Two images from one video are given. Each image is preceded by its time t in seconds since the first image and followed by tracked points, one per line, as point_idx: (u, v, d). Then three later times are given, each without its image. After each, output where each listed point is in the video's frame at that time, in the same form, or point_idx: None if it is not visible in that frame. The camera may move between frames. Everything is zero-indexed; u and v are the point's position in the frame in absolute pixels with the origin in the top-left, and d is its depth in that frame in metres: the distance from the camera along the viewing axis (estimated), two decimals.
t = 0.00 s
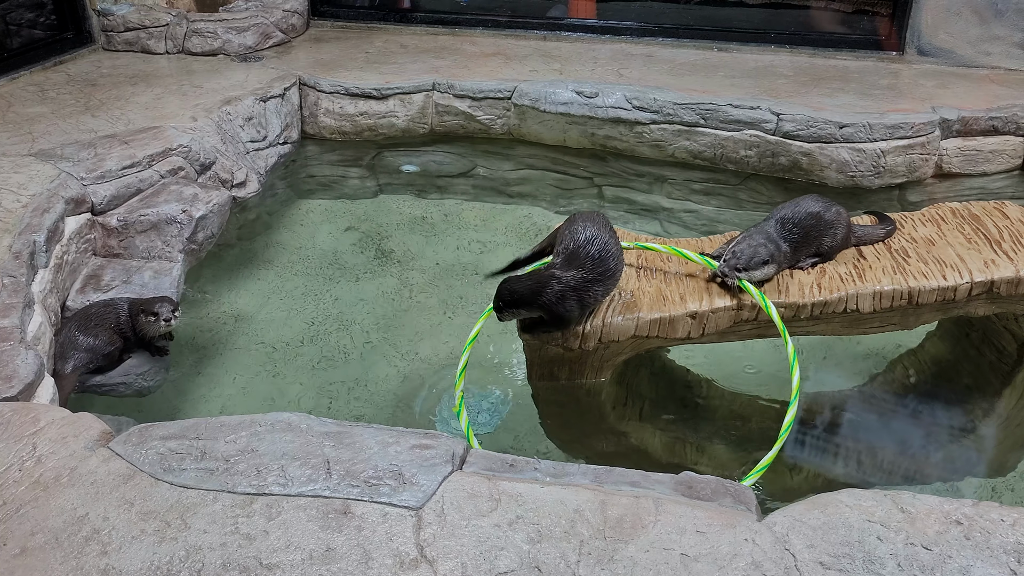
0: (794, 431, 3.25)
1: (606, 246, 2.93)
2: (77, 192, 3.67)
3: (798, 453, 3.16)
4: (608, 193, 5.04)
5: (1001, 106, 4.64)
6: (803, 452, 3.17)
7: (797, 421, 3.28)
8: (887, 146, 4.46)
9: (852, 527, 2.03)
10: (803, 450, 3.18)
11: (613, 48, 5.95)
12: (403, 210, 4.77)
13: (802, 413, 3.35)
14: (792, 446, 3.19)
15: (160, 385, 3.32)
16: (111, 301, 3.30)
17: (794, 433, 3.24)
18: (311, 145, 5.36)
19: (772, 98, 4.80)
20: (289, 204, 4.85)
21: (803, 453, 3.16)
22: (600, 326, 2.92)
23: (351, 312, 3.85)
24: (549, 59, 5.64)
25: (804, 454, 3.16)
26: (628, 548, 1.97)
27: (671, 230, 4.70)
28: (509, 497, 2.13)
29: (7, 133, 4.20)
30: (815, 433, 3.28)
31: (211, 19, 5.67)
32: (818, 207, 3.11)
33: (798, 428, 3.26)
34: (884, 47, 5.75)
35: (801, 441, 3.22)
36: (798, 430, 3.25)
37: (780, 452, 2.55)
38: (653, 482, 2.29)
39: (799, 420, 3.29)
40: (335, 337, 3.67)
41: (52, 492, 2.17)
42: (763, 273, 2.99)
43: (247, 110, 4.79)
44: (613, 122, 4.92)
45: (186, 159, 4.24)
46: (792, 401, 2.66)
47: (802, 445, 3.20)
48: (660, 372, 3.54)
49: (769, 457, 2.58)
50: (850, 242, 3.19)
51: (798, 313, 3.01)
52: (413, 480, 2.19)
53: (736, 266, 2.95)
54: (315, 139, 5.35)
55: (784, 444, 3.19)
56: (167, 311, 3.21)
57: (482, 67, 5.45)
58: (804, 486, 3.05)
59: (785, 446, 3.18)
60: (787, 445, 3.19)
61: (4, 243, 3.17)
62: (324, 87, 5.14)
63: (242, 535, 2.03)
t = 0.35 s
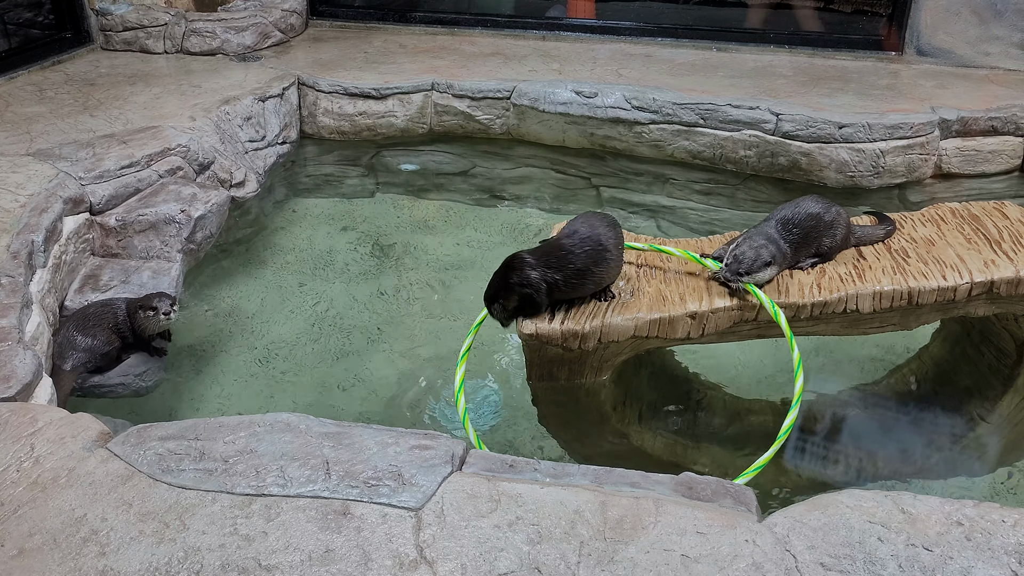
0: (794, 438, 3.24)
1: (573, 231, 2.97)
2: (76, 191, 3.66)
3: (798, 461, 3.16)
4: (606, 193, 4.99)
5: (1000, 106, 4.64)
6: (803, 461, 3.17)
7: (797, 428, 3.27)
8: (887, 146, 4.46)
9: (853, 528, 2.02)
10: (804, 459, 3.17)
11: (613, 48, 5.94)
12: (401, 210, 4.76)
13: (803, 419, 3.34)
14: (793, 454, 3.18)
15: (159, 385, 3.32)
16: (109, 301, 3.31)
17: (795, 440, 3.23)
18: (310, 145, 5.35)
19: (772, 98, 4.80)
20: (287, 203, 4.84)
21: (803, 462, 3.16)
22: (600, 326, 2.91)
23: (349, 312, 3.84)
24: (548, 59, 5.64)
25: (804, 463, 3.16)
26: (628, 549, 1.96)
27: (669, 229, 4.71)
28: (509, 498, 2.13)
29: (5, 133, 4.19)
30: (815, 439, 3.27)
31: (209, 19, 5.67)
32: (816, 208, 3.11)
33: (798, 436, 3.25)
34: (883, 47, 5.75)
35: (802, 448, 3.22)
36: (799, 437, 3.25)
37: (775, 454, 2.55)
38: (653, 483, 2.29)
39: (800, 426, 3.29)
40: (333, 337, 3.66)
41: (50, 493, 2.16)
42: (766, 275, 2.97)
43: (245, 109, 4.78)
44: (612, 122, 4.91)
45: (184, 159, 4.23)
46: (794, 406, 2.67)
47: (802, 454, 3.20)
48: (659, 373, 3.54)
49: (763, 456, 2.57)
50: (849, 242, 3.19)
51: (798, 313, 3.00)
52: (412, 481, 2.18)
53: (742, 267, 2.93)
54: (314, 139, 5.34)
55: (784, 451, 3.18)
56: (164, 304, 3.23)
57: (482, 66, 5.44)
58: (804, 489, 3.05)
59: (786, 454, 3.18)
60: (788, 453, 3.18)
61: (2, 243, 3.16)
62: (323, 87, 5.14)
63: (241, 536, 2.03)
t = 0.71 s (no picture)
0: (791, 444, 3.26)
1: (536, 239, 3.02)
2: (74, 192, 3.65)
3: (796, 466, 3.17)
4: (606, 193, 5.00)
5: (1000, 106, 4.63)
6: (802, 466, 3.17)
7: (794, 434, 3.29)
8: (886, 146, 4.45)
9: (853, 529, 2.02)
10: (803, 465, 3.18)
11: (612, 48, 5.94)
12: (400, 210, 4.76)
13: (801, 423, 3.35)
14: (791, 460, 3.20)
15: (158, 385, 3.31)
16: (107, 301, 3.31)
17: (793, 446, 3.24)
18: (309, 145, 5.35)
19: (771, 99, 4.79)
20: (286, 203, 4.83)
21: (802, 467, 3.17)
22: (599, 327, 2.91)
23: (348, 312, 3.84)
24: (547, 59, 5.63)
25: (804, 468, 3.16)
26: (628, 551, 1.96)
27: (670, 231, 4.66)
28: (509, 499, 2.12)
29: (4, 133, 4.18)
30: (814, 440, 3.28)
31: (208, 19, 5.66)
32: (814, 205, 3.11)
33: (797, 442, 3.26)
34: (883, 47, 5.75)
35: (800, 455, 3.22)
36: (798, 443, 3.25)
37: (763, 451, 2.57)
38: (652, 484, 2.29)
39: (797, 433, 3.29)
40: (332, 337, 3.66)
41: (49, 494, 2.16)
42: (763, 270, 2.95)
43: (244, 110, 4.77)
44: (611, 122, 4.91)
45: (183, 159, 4.23)
46: (782, 404, 2.69)
47: (801, 460, 3.21)
48: (660, 373, 3.52)
49: (749, 455, 2.60)
50: (848, 243, 3.19)
51: (798, 314, 3.00)
52: (412, 482, 2.18)
53: (738, 267, 2.93)
54: (313, 139, 5.34)
55: (783, 457, 3.20)
56: (165, 305, 3.23)
57: (481, 66, 5.44)
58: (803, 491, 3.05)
59: (785, 460, 3.19)
60: (786, 460, 3.20)
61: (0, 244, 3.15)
62: (322, 87, 5.14)
63: (240, 537, 2.02)
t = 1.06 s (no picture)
0: (789, 442, 3.27)
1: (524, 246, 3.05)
2: (74, 190, 3.64)
3: (794, 465, 3.18)
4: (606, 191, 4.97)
5: (999, 105, 4.63)
6: (800, 464, 3.18)
7: (793, 432, 3.30)
8: (886, 145, 4.45)
9: (854, 528, 2.02)
10: (800, 464, 3.19)
11: (611, 47, 5.93)
12: (399, 209, 4.76)
13: (799, 422, 3.36)
14: (788, 459, 3.20)
15: (157, 384, 3.31)
16: (105, 300, 3.32)
17: (791, 445, 3.25)
18: (308, 144, 5.34)
19: (771, 97, 4.79)
20: (285, 201, 4.82)
21: (800, 465, 3.18)
22: (599, 326, 2.91)
23: (348, 310, 3.84)
24: (546, 58, 5.63)
25: (802, 467, 3.17)
26: (628, 549, 1.96)
27: (668, 227, 4.61)
28: (509, 498, 2.12)
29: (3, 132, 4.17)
30: (813, 437, 3.28)
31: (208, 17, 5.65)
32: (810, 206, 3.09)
33: (795, 441, 3.27)
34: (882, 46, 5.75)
35: (798, 454, 3.23)
36: (795, 442, 3.26)
37: (746, 457, 2.58)
38: (652, 482, 2.28)
39: (795, 432, 3.30)
40: (331, 336, 3.65)
41: (48, 493, 2.15)
42: (760, 274, 2.95)
43: (243, 108, 4.77)
44: (611, 120, 4.91)
45: (182, 157, 4.22)
46: (770, 411, 2.69)
47: (799, 459, 3.21)
48: (659, 373, 3.54)
49: (733, 459, 2.61)
50: (848, 242, 3.19)
51: (798, 313, 3.00)
52: (411, 481, 2.17)
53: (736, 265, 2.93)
54: (312, 137, 5.33)
55: (780, 456, 3.20)
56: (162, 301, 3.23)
57: (480, 65, 5.43)
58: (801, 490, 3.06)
59: (782, 458, 3.20)
60: (783, 459, 3.20)
61: None
62: (322, 85, 5.13)
63: (239, 536, 2.02)
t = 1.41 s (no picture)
0: (790, 435, 3.28)
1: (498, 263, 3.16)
2: (73, 188, 3.64)
3: (795, 459, 3.18)
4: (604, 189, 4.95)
5: (999, 104, 4.64)
6: (801, 459, 3.18)
7: (794, 426, 3.31)
8: (885, 144, 4.46)
9: (853, 526, 2.02)
10: (802, 457, 3.19)
11: (611, 46, 5.94)
12: (399, 207, 4.76)
13: (799, 419, 3.36)
14: (789, 452, 3.21)
15: (157, 382, 3.31)
16: (105, 298, 3.31)
17: (792, 438, 3.26)
18: (307, 142, 5.34)
19: (770, 96, 4.79)
20: (284, 199, 4.81)
21: (801, 460, 3.18)
22: (599, 324, 2.91)
23: (347, 309, 3.84)
24: (546, 56, 5.63)
25: (804, 461, 3.17)
26: (628, 547, 1.96)
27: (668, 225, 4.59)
28: (508, 496, 2.12)
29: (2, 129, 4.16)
30: (814, 432, 3.29)
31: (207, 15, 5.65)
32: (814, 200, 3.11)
33: (796, 435, 3.28)
34: (882, 45, 5.75)
35: (799, 447, 3.23)
36: (796, 436, 3.27)
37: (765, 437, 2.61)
38: (652, 481, 2.28)
39: (796, 426, 3.31)
40: (330, 334, 3.65)
41: (48, 491, 2.15)
42: (760, 257, 2.95)
43: (243, 107, 4.76)
44: (611, 119, 4.91)
45: (182, 156, 4.22)
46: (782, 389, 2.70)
47: (800, 452, 3.22)
48: (659, 371, 3.54)
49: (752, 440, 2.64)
50: (848, 241, 3.19)
51: (798, 311, 3.00)
52: (411, 479, 2.17)
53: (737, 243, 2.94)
54: (311, 136, 5.33)
55: (780, 450, 3.21)
56: (161, 294, 3.24)
57: (480, 63, 5.43)
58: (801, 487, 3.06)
59: (784, 452, 3.20)
60: (785, 452, 3.21)
61: None
62: (321, 83, 5.13)
63: (239, 534, 2.02)
